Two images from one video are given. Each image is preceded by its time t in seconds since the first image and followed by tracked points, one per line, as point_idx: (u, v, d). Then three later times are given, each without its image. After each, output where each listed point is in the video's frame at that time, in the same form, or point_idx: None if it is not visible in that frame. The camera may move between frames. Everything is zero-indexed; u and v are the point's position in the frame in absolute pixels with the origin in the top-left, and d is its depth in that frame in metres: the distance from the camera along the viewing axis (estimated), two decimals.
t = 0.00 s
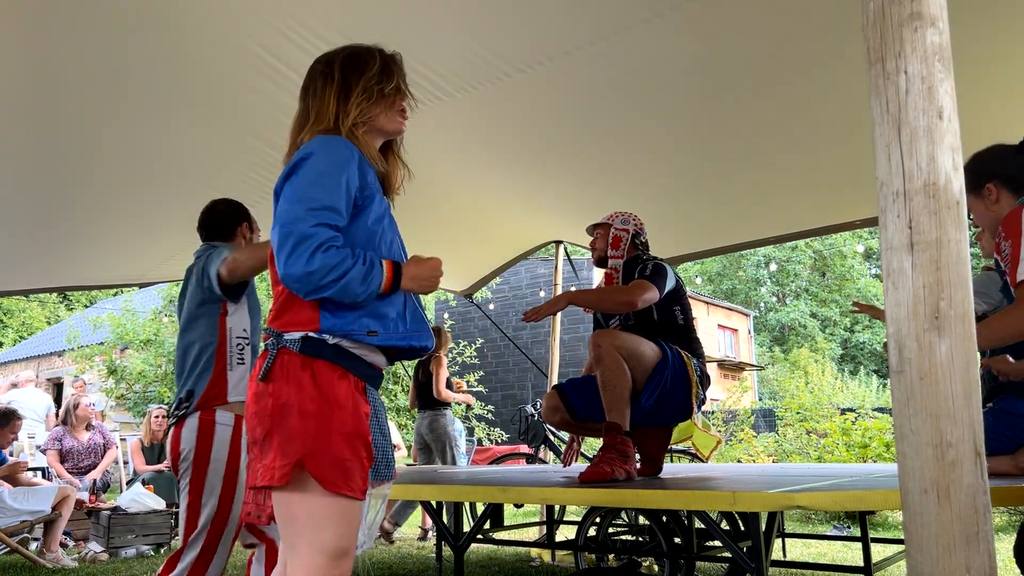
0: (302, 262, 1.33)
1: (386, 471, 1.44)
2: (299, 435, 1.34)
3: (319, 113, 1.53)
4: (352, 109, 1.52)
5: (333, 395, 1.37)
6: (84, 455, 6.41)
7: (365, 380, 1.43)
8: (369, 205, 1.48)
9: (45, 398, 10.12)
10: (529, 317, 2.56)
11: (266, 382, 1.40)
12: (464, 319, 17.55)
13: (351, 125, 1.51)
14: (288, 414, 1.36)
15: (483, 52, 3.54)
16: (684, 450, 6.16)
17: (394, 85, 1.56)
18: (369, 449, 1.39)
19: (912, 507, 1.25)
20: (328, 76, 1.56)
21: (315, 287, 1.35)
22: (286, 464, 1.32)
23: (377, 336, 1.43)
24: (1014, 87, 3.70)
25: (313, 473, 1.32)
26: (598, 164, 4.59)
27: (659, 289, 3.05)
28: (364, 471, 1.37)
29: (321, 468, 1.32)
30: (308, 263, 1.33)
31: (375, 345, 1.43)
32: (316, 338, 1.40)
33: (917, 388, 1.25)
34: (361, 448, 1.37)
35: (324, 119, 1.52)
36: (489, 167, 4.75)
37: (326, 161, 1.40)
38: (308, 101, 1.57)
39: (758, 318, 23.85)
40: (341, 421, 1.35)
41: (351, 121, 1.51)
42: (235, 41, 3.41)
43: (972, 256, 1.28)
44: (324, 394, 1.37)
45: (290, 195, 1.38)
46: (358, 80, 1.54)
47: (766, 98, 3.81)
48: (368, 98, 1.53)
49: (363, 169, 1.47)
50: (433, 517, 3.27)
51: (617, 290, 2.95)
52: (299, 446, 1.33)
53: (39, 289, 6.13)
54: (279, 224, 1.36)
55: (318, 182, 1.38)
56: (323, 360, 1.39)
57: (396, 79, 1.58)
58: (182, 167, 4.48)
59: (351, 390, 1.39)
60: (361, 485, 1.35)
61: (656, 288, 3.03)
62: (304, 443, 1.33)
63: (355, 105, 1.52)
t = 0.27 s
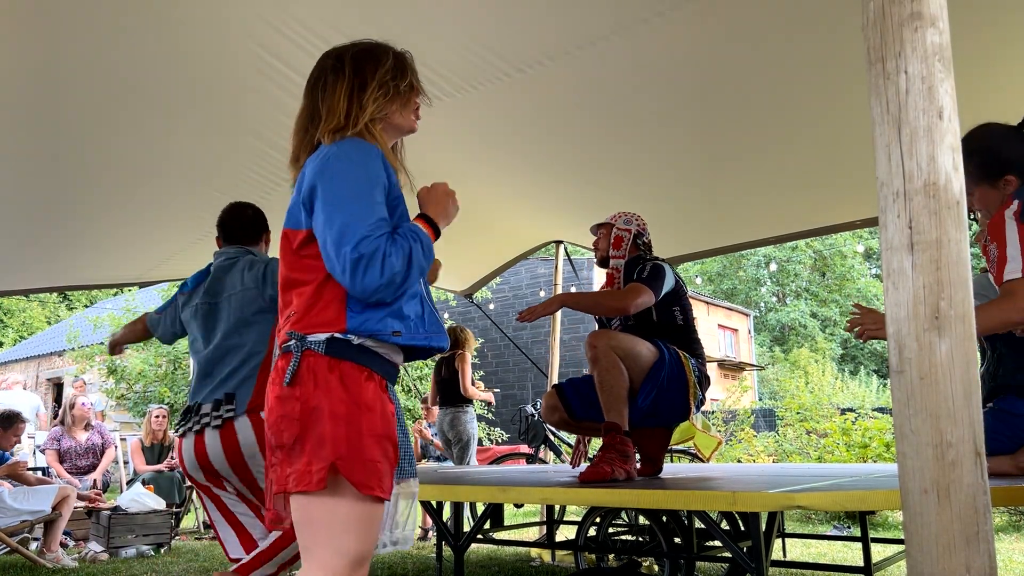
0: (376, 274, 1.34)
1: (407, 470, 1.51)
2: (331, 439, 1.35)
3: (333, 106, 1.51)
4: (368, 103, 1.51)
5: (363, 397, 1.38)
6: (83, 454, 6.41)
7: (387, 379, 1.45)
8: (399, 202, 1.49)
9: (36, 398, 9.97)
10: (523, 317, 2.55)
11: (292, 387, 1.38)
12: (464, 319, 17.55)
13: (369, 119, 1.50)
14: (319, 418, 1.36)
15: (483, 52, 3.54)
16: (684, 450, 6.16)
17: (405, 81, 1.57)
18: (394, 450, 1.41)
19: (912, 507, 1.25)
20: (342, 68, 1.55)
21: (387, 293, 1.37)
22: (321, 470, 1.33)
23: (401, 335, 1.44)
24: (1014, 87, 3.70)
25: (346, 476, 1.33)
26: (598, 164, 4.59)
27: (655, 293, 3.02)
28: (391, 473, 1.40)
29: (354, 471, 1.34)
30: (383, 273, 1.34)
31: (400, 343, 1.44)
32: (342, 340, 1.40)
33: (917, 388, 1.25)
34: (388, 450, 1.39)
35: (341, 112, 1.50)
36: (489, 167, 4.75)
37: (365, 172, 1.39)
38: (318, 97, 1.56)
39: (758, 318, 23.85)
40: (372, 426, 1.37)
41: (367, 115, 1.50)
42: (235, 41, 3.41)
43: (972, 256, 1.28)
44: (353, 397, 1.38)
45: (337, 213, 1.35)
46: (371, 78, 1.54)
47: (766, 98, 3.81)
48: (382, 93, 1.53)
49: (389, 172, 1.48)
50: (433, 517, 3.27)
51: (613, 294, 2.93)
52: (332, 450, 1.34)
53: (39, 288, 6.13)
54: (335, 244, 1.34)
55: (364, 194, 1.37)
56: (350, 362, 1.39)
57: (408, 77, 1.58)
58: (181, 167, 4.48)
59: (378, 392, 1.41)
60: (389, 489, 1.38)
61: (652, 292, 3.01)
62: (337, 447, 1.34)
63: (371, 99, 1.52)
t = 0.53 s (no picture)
0: (428, 270, 1.31)
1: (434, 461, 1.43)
2: (351, 440, 1.31)
3: (338, 109, 1.47)
4: (371, 115, 1.45)
5: (382, 398, 1.34)
6: (82, 455, 6.40)
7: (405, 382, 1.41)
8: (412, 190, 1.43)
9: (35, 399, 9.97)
10: (522, 322, 2.54)
11: (309, 389, 1.35)
12: (463, 319, 17.55)
13: (370, 130, 1.44)
14: (337, 420, 1.33)
15: (482, 52, 3.54)
16: (684, 450, 6.17)
17: (414, 99, 1.52)
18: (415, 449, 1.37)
19: (911, 507, 1.25)
20: (353, 72, 1.50)
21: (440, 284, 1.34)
22: (343, 471, 1.30)
23: (418, 338, 1.41)
24: (1014, 87, 3.69)
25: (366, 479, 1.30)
26: (599, 164, 4.59)
27: (653, 296, 3.03)
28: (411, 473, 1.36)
29: (373, 474, 1.30)
30: (433, 265, 1.31)
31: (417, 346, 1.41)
32: (360, 343, 1.36)
33: (917, 388, 1.25)
34: (408, 451, 1.35)
35: (343, 118, 1.45)
36: (489, 167, 4.76)
37: (388, 177, 1.35)
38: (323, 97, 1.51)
39: (758, 318, 23.85)
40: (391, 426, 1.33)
41: (367, 126, 1.44)
42: (235, 41, 3.41)
43: (972, 257, 1.28)
44: (372, 398, 1.34)
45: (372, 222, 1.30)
46: (380, 87, 1.49)
47: (766, 98, 3.81)
48: (388, 105, 1.47)
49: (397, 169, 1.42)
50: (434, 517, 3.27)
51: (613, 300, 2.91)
52: (352, 452, 1.31)
53: (39, 289, 6.14)
54: (377, 256, 1.29)
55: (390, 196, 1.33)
56: (368, 364, 1.35)
57: (418, 95, 1.53)
58: (181, 167, 4.48)
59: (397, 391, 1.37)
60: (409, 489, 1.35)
61: (650, 296, 3.00)
62: (357, 448, 1.31)
63: (374, 111, 1.46)
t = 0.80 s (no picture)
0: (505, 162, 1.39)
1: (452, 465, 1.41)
2: (365, 444, 1.30)
3: (347, 112, 1.51)
4: (388, 107, 1.51)
5: (394, 401, 1.33)
6: (81, 455, 6.39)
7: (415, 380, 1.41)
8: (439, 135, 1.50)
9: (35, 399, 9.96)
10: (521, 326, 2.53)
11: (323, 388, 1.34)
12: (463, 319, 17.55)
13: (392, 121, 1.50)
14: (352, 421, 1.32)
15: (483, 52, 3.54)
16: (684, 450, 6.17)
17: (420, 83, 1.57)
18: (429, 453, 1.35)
19: (912, 507, 1.25)
20: (353, 75, 1.54)
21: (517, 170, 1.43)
22: (355, 475, 1.29)
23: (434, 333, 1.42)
24: (1014, 87, 3.70)
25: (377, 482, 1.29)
26: (599, 164, 4.59)
27: (652, 298, 3.03)
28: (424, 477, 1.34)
29: (384, 477, 1.29)
30: (505, 154, 1.40)
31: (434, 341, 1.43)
32: (375, 340, 1.36)
33: (917, 388, 1.25)
34: (420, 455, 1.33)
35: (361, 117, 1.50)
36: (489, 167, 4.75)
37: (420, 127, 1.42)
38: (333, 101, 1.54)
39: (758, 318, 23.85)
40: (405, 431, 1.31)
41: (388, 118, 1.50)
42: (236, 41, 3.41)
43: (972, 256, 1.28)
44: (385, 400, 1.33)
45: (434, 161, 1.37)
46: (386, 78, 1.53)
47: (766, 98, 3.81)
48: (399, 95, 1.52)
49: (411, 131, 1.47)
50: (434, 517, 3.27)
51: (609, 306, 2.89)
52: (364, 455, 1.30)
53: (39, 289, 6.14)
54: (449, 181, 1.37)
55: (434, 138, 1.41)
56: (384, 365, 1.35)
57: (422, 79, 1.58)
58: (181, 167, 4.48)
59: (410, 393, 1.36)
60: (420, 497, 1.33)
61: (649, 298, 3.01)
62: (370, 451, 1.30)
63: (390, 104, 1.51)
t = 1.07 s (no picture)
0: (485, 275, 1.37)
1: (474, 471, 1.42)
2: (389, 449, 1.31)
3: (359, 123, 1.48)
4: (397, 119, 1.46)
5: (420, 408, 1.33)
6: (81, 454, 6.39)
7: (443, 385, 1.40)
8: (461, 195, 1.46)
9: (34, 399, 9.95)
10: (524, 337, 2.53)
11: (349, 392, 1.35)
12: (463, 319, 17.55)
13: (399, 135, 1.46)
14: (377, 427, 1.32)
15: (483, 52, 3.54)
16: (684, 450, 6.17)
17: (435, 93, 1.51)
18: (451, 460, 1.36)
19: (911, 507, 1.25)
20: (366, 87, 1.50)
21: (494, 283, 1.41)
22: (377, 479, 1.30)
23: (457, 340, 1.40)
24: (1014, 87, 3.70)
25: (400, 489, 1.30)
26: (599, 164, 4.59)
27: (651, 302, 3.03)
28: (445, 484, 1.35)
29: (406, 484, 1.30)
30: (492, 266, 1.38)
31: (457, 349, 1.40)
32: (402, 347, 1.36)
33: (917, 388, 1.25)
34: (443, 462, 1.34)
35: (371, 130, 1.46)
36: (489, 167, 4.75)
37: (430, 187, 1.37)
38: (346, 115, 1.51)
39: (758, 318, 23.86)
40: (428, 439, 1.32)
41: (396, 132, 1.46)
42: (236, 41, 3.41)
43: (972, 257, 1.28)
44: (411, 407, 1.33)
45: (425, 230, 1.35)
46: (399, 89, 1.49)
47: (766, 98, 3.81)
48: (412, 106, 1.48)
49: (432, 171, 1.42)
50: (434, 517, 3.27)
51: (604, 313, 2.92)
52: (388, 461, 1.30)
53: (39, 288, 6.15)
54: (434, 256, 1.34)
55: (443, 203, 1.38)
56: (408, 370, 1.35)
57: (438, 87, 1.53)
58: (181, 168, 4.48)
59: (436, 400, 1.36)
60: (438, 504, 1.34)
61: (649, 301, 3.01)
62: (394, 457, 1.30)
63: (400, 115, 1.47)
